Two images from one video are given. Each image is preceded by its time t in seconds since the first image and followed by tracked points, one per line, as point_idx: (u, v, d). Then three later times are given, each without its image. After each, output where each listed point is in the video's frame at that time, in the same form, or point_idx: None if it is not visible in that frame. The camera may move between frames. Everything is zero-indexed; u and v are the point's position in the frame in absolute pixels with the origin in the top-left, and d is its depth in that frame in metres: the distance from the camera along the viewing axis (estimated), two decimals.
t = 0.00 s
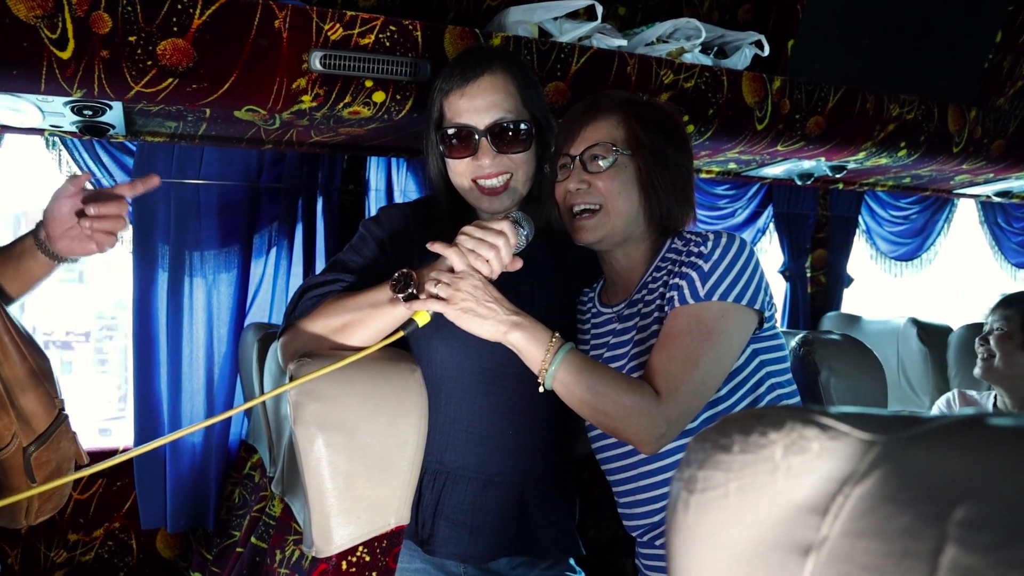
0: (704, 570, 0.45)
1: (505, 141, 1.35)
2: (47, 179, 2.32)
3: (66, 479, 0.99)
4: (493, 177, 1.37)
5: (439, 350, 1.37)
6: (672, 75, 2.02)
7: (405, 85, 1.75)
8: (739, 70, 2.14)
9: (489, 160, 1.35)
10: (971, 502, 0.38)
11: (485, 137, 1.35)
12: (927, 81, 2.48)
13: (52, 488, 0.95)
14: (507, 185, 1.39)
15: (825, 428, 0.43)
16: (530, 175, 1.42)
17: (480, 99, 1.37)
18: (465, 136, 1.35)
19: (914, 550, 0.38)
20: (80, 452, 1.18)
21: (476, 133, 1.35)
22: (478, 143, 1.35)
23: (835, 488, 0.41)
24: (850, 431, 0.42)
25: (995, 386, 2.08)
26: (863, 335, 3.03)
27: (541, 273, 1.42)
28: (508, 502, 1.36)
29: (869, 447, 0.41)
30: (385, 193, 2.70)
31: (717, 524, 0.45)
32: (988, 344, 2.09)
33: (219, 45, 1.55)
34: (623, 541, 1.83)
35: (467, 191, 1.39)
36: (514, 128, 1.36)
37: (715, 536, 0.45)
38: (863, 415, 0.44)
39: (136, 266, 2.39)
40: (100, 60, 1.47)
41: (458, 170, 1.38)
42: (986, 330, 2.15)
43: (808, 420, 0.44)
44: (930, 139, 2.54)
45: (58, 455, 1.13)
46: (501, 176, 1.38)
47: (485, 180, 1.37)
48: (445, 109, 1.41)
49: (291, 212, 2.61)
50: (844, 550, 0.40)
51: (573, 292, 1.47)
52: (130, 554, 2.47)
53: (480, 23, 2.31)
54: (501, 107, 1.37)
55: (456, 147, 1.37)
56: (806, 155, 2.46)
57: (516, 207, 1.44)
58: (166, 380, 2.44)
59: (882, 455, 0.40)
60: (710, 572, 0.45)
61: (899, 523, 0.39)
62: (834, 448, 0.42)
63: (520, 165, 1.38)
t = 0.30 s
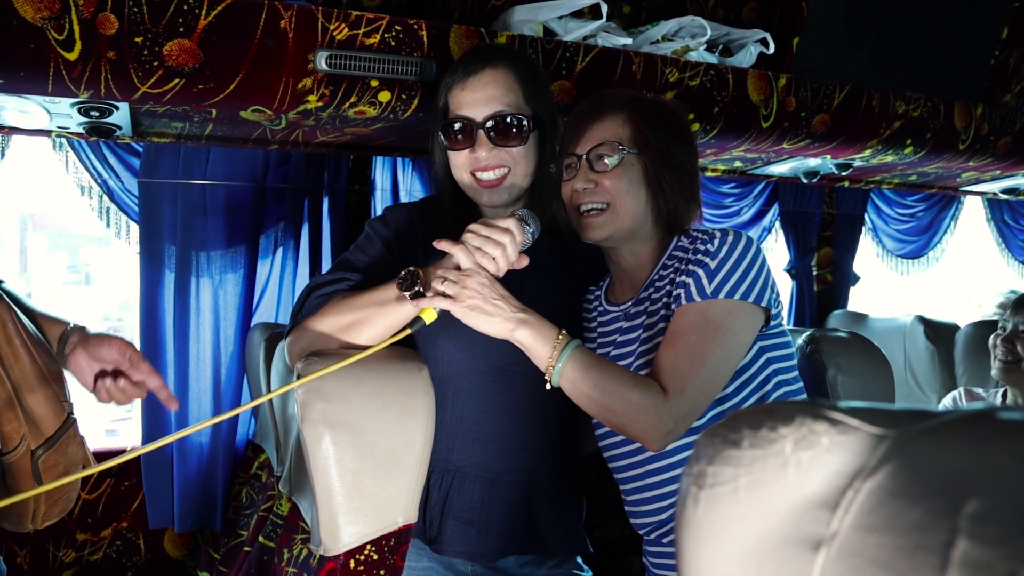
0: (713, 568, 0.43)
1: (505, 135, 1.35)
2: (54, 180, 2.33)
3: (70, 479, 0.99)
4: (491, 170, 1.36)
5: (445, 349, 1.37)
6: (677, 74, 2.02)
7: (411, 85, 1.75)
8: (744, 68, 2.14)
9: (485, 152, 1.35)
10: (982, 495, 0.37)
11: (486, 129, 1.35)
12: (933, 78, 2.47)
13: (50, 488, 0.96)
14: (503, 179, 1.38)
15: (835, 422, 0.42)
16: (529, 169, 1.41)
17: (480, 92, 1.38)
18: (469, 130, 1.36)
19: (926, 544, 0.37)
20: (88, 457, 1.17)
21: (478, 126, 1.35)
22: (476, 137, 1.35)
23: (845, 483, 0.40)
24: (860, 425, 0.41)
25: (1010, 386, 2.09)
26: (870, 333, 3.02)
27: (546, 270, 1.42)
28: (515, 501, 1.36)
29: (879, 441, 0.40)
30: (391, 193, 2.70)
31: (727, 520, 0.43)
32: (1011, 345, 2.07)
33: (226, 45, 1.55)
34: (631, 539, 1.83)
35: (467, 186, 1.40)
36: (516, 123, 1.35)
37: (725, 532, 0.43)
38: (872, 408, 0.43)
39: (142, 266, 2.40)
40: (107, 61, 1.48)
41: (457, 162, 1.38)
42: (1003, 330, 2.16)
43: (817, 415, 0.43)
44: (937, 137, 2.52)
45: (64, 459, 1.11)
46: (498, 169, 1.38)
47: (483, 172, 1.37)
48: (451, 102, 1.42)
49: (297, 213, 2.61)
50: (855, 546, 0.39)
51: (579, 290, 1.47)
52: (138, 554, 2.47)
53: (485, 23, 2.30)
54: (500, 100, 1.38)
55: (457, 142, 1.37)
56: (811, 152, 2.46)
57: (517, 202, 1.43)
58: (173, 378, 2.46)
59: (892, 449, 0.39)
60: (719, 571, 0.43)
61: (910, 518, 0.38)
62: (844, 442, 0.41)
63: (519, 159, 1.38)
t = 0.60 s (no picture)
0: (728, 558, 0.45)
1: (521, 133, 1.35)
2: (66, 180, 2.34)
3: (89, 470, 0.99)
4: (506, 166, 1.36)
5: (456, 347, 1.38)
6: (686, 71, 2.02)
7: (420, 83, 1.75)
8: (754, 66, 2.14)
9: (501, 149, 1.35)
10: (995, 485, 0.37)
11: (501, 126, 1.35)
12: (943, 76, 2.46)
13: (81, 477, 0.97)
14: (519, 175, 1.37)
15: (847, 413, 0.43)
16: (543, 168, 1.41)
17: (497, 89, 1.39)
18: (484, 127, 1.36)
19: (940, 534, 0.37)
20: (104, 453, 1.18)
21: (494, 122, 1.35)
22: (494, 133, 1.35)
23: (858, 473, 0.41)
24: (872, 417, 0.42)
25: None
26: (881, 331, 3.01)
27: (555, 267, 1.42)
28: (525, 498, 1.36)
29: (891, 432, 0.41)
30: (400, 191, 2.69)
31: (740, 510, 0.45)
32: None
33: (237, 45, 1.56)
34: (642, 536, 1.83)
35: (482, 183, 1.39)
36: (531, 120, 1.36)
37: (738, 523, 0.45)
38: (883, 401, 0.44)
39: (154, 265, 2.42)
40: (120, 60, 1.48)
41: (472, 160, 1.38)
42: None
43: (829, 406, 0.44)
44: (948, 133, 2.51)
45: (82, 455, 1.12)
46: (514, 165, 1.37)
47: (498, 169, 1.37)
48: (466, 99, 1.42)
49: (307, 212, 2.62)
50: (866, 535, 0.40)
51: (589, 287, 1.47)
52: (150, 552, 2.48)
53: (493, 22, 2.30)
54: (516, 97, 1.38)
55: (474, 137, 1.37)
56: (821, 150, 2.45)
57: (531, 198, 1.42)
58: (184, 377, 2.47)
59: (903, 440, 0.41)
60: (733, 562, 0.44)
61: (922, 507, 0.39)
62: (857, 433, 0.42)
63: (534, 156, 1.38)
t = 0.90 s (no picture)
0: (743, 547, 0.48)
1: (535, 130, 1.35)
2: (80, 180, 2.36)
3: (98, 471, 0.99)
4: (521, 164, 1.37)
5: (468, 344, 1.38)
6: (697, 68, 2.01)
7: (431, 81, 1.75)
8: (764, 62, 2.12)
9: (517, 146, 1.36)
10: (1012, 475, 0.39)
11: (514, 124, 1.36)
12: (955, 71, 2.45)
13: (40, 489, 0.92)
14: (534, 174, 1.38)
15: (862, 405, 0.46)
16: (557, 164, 1.42)
17: (512, 85, 1.39)
18: (496, 125, 1.36)
19: (957, 523, 0.40)
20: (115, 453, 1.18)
21: (506, 120, 1.35)
22: (508, 130, 1.35)
23: (874, 464, 0.43)
24: (888, 409, 0.45)
25: None
26: (892, 328, 3.00)
27: (567, 264, 1.43)
28: (538, 495, 1.36)
29: (907, 424, 0.43)
30: (411, 189, 2.71)
31: (755, 500, 0.48)
32: None
33: (249, 44, 1.55)
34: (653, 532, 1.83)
35: (497, 180, 1.40)
36: (544, 118, 1.36)
37: (753, 514, 0.48)
38: (899, 393, 0.46)
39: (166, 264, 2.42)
40: (132, 61, 1.49)
41: (487, 157, 1.38)
42: None
43: (844, 398, 0.47)
44: (960, 130, 2.48)
45: (90, 457, 1.11)
46: (529, 163, 1.38)
47: (513, 167, 1.37)
48: (479, 98, 1.42)
49: (318, 211, 2.63)
50: (882, 526, 0.42)
51: (600, 284, 1.47)
52: (163, 550, 2.49)
53: (502, 20, 2.30)
54: (531, 94, 1.39)
55: (486, 134, 1.37)
56: (832, 146, 2.44)
57: (545, 195, 1.43)
58: (197, 376, 2.47)
59: (919, 432, 0.43)
60: (748, 552, 0.47)
61: (938, 499, 0.41)
62: (872, 425, 0.45)
63: (549, 153, 1.38)
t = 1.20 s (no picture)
0: (753, 547, 0.51)
1: (547, 138, 1.36)
2: (92, 190, 2.40)
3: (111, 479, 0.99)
4: (534, 172, 1.38)
5: (478, 351, 1.38)
6: (703, 75, 2.02)
7: (439, 90, 1.74)
8: (770, 69, 2.12)
9: (530, 155, 1.37)
10: (1020, 476, 0.42)
11: (526, 133, 1.37)
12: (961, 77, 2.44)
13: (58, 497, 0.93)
14: (546, 182, 1.39)
15: (872, 407, 0.48)
16: (569, 172, 1.43)
17: (524, 95, 1.40)
18: (506, 133, 1.37)
19: (967, 521, 0.43)
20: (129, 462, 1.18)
21: (518, 129, 1.37)
22: (520, 139, 1.37)
23: (884, 466, 0.46)
24: (897, 411, 0.47)
25: None
26: (900, 334, 2.99)
27: (576, 270, 1.43)
28: (548, 501, 1.36)
29: (916, 426, 0.46)
30: (420, 198, 2.72)
31: (765, 502, 0.50)
32: None
33: (260, 55, 1.56)
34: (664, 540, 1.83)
35: (509, 189, 1.41)
36: (553, 126, 1.37)
37: (764, 514, 0.50)
38: (906, 394, 0.49)
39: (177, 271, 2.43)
40: (143, 71, 1.50)
41: (499, 166, 1.39)
42: None
43: (855, 401, 0.50)
44: (967, 135, 2.45)
45: (104, 467, 1.12)
46: (542, 172, 1.39)
47: (526, 175, 1.38)
48: (489, 105, 1.43)
49: (326, 218, 2.63)
50: (894, 523, 0.45)
51: (609, 291, 1.47)
52: (173, 557, 2.49)
53: (510, 28, 2.33)
54: (543, 103, 1.40)
55: (497, 143, 1.39)
56: (839, 152, 2.42)
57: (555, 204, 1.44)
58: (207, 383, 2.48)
59: (928, 434, 0.46)
60: (759, 552, 0.50)
61: (948, 498, 0.44)
62: (881, 426, 0.47)
63: (561, 161, 1.39)
